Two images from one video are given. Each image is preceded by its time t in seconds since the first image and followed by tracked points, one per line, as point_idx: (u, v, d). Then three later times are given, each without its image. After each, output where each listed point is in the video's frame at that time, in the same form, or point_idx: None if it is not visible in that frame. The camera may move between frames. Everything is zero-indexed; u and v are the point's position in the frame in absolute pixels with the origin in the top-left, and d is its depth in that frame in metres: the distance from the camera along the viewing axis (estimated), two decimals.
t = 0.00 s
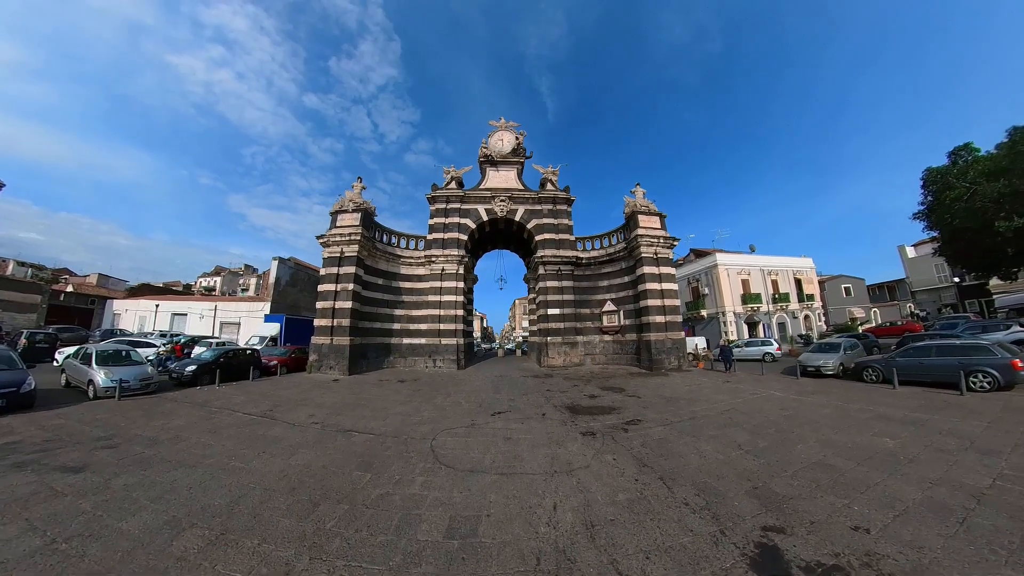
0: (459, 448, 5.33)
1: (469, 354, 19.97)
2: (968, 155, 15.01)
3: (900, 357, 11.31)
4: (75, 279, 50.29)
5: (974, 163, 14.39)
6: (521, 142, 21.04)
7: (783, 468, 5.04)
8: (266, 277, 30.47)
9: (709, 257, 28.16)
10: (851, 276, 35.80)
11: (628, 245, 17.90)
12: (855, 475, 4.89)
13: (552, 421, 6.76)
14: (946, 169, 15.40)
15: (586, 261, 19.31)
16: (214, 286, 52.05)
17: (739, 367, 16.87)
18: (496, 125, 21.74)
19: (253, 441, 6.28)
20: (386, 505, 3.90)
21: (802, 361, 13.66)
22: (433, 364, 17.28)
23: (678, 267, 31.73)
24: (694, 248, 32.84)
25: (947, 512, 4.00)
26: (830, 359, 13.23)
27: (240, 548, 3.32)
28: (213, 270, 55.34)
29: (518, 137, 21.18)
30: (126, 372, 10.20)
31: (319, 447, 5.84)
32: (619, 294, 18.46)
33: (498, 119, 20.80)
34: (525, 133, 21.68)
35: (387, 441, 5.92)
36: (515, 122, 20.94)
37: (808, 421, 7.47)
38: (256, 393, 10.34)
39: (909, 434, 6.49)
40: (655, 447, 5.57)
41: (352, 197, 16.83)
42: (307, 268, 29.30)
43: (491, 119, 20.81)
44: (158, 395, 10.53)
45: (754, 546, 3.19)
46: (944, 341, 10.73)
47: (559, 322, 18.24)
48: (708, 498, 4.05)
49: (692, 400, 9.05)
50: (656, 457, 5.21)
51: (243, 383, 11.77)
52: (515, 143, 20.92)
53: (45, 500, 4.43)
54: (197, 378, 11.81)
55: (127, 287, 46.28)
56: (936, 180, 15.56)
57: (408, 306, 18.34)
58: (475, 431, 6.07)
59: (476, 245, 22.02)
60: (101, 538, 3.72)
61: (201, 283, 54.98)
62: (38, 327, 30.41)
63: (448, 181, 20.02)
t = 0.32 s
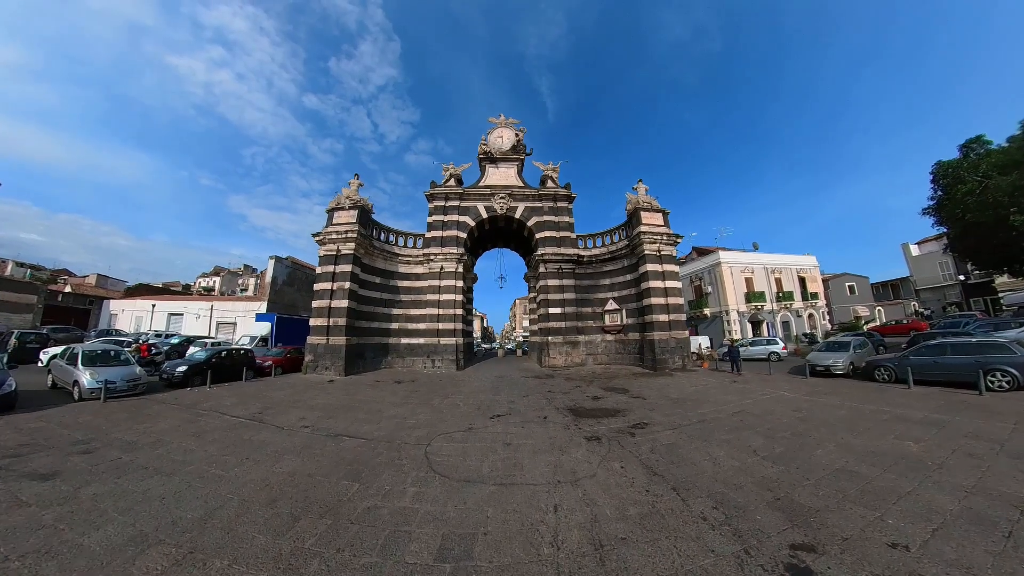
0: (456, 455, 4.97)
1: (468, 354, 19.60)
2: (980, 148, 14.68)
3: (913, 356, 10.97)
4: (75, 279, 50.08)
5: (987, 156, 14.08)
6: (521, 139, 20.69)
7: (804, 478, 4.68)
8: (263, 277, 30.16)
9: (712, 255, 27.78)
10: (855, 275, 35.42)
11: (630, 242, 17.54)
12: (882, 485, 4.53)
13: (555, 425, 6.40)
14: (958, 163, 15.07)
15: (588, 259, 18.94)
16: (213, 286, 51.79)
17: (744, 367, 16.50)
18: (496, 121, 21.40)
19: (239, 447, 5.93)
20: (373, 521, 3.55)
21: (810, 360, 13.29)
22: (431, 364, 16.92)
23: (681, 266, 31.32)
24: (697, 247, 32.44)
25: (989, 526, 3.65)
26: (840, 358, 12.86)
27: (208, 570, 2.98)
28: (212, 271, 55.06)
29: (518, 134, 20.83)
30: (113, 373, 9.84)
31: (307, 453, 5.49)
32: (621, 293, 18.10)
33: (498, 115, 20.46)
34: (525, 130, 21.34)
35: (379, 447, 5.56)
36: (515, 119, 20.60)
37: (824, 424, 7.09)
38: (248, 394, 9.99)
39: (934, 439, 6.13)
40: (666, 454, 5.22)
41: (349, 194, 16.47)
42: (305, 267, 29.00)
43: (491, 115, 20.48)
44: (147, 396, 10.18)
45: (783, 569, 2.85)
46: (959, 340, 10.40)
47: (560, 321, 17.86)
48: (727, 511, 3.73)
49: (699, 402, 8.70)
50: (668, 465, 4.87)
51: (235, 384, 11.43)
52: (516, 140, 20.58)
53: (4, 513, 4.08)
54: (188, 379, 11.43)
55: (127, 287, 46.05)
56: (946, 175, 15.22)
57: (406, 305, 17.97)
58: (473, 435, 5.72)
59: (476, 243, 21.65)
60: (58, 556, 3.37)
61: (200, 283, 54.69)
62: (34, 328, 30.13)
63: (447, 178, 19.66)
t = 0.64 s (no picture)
0: (452, 464, 4.64)
1: (468, 355, 19.28)
2: (992, 142, 14.34)
3: (927, 355, 10.64)
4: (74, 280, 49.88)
5: (998, 150, 13.78)
6: (521, 136, 20.36)
7: (827, 492, 4.35)
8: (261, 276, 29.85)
9: (714, 253, 27.42)
10: (859, 274, 35.03)
11: (632, 240, 17.19)
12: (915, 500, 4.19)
13: (558, 430, 6.08)
14: (968, 157, 14.74)
15: (589, 257, 18.59)
16: (212, 287, 51.46)
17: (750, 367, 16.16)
18: (496, 118, 21.06)
19: (223, 454, 5.60)
20: (358, 541, 3.22)
21: (819, 360, 12.94)
22: (430, 365, 16.59)
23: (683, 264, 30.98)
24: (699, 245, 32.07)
25: None
26: (850, 358, 12.51)
27: None
28: (211, 271, 54.74)
29: (517, 131, 20.50)
30: (99, 375, 9.49)
31: (294, 461, 5.16)
32: (623, 292, 17.77)
33: (497, 112, 20.14)
34: (525, 127, 21.02)
35: (371, 454, 5.23)
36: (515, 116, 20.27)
37: (841, 430, 6.76)
38: (239, 397, 9.65)
39: (959, 446, 5.81)
40: (676, 464, 4.89)
41: (346, 191, 16.14)
42: (302, 266, 28.71)
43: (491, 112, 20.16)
44: (135, 399, 9.84)
45: None
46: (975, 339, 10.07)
47: (561, 320, 17.52)
48: (749, 531, 3.41)
49: (707, 405, 8.37)
50: (680, 476, 4.54)
51: (228, 386, 11.09)
52: (516, 137, 20.25)
53: None
54: (179, 381, 11.10)
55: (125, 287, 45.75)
56: (956, 170, 14.93)
57: (404, 305, 17.63)
58: (470, 442, 5.39)
59: (476, 242, 21.33)
60: None
61: (198, 283, 54.37)
62: (30, 328, 29.81)
63: (446, 175, 19.32)
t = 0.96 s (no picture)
0: (450, 474, 4.30)
1: (467, 355, 18.94)
2: (1005, 135, 13.98)
3: (942, 354, 10.29)
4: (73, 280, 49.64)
5: (1010, 143, 13.42)
6: (521, 132, 20.00)
7: (857, 505, 4.00)
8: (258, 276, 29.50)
9: (718, 251, 27.04)
10: (863, 272, 34.67)
11: (636, 237, 16.84)
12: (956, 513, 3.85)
13: (562, 435, 5.73)
14: (979, 151, 14.38)
15: (591, 255, 18.23)
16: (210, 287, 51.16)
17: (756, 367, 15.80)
18: (495, 115, 20.71)
19: (206, 461, 5.25)
20: (343, 564, 2.87)
21: (828, 360, 12.57)
22: (429, 365, 16.23)
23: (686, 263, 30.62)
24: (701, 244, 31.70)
25: None
26: (861, 358, 12.16)
27: None
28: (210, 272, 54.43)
29: (518, 128, 20.15)
30: (85, 376, 9.14)
31: (282, 469, 4.82)
32: (626, 290, 17.42)
33: (497, 109, 19.79)
34: (525, 124, 20.68)
35: (363, 462, 4.88)
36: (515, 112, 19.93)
37: (860, 435, 6.43)
38: (230, 399, 9.29)
39: (991, 449, 5.47)
40: (690, 473, 4.56)
41: (343, 188, 15.78)
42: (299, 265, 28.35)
43: (490, 109, 19.82)
44: (122, 401, 9.49)
45: None
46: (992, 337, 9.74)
47: (563, 320, 17.17)
48: (779, 550, 3.07)
49: (718, 407, 8.01)
50: (697, 488, 4.21)
51: (220, 388, 10.75)
52: (516, 134, 19.90)
53: None
54: (170, 382, 10.74)
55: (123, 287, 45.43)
56: (966, 164, 14.60)
57: (403, 304, 17.28)
58: (469, 448, 5.03)
59: (476, 240, 20.97)
60: None
61: (197, 284, 54.06)
62: (25, 328, 29.47)
63: (445, 172, 18.97)
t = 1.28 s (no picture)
0: (446, 485, 3.99)
1: (467, 355, 18.64)
2: (1017, 129, 13.68)
3: (957, 353, 10.00)
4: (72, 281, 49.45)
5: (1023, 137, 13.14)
6: (522, 129, 19.68)
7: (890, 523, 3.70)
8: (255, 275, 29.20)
9: (721, 250, 26.68)
10: (867, 271, 34.34)
11: (638, 235, 16.53)
12: (997, 528, 3.57)
13: (566, 440, 5.43)
14: (991, 145, 14.09)
15: (593, 254, 17.93)
16: (210, 288, 50.96)
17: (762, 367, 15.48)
18: (495, 112, 20.40)
19: (189, 469, 4.94)
20: None
21: (838, 359, 12.25)
22: (428, 366, 15.91)
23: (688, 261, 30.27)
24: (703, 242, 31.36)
25: None
26: (871, 357, 11.86)
27: None
28: (209, 273, 54.25)
29: (518, 125, 19.84)
30: (72, 378, 8.85)
31: (266, 478, 4.51)
32: (629, 289, 17.11)
33: (497, 106, 19.50)
34: (526, 121, 20.36)
35: (354, 470, 4.57)
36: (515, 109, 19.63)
37: (880, 439, 6.14)
38: (222, 402, 9.00)
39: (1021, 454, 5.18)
40: (705, 484, 4.27)
41: (340, 185, 15.49)
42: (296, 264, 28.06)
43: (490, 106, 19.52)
44: (110, 404, 9.19)
45: None
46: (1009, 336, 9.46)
47: (564, 319, 16.85)
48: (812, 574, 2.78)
49: (728, 409, 7.72)
50: (714, 500, 3.94)
51: (212, 390, 10.45)
52: (516, 131, 19.59)
53: None
54: (161, 384, 10.43)
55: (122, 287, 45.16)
56: (977, 159, 14.34)
57: (401, 304, 16.97)
58: (467, 456, 4.71)
59: (475, 238, 20.67)
60: None
61: (196, 284, 53.95)
62: (21, 329, 29.18)
63: (444, 170, 18.67)
